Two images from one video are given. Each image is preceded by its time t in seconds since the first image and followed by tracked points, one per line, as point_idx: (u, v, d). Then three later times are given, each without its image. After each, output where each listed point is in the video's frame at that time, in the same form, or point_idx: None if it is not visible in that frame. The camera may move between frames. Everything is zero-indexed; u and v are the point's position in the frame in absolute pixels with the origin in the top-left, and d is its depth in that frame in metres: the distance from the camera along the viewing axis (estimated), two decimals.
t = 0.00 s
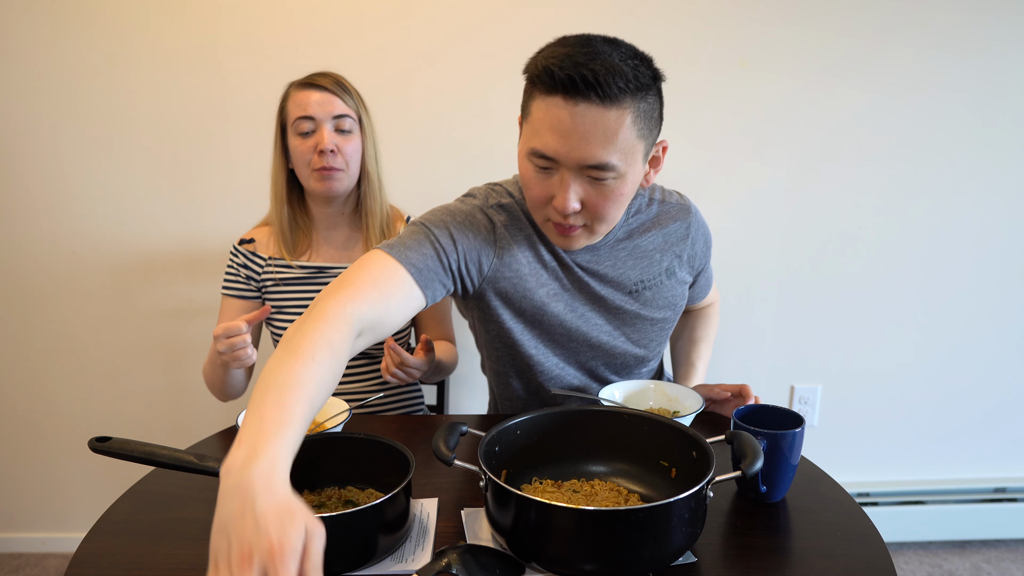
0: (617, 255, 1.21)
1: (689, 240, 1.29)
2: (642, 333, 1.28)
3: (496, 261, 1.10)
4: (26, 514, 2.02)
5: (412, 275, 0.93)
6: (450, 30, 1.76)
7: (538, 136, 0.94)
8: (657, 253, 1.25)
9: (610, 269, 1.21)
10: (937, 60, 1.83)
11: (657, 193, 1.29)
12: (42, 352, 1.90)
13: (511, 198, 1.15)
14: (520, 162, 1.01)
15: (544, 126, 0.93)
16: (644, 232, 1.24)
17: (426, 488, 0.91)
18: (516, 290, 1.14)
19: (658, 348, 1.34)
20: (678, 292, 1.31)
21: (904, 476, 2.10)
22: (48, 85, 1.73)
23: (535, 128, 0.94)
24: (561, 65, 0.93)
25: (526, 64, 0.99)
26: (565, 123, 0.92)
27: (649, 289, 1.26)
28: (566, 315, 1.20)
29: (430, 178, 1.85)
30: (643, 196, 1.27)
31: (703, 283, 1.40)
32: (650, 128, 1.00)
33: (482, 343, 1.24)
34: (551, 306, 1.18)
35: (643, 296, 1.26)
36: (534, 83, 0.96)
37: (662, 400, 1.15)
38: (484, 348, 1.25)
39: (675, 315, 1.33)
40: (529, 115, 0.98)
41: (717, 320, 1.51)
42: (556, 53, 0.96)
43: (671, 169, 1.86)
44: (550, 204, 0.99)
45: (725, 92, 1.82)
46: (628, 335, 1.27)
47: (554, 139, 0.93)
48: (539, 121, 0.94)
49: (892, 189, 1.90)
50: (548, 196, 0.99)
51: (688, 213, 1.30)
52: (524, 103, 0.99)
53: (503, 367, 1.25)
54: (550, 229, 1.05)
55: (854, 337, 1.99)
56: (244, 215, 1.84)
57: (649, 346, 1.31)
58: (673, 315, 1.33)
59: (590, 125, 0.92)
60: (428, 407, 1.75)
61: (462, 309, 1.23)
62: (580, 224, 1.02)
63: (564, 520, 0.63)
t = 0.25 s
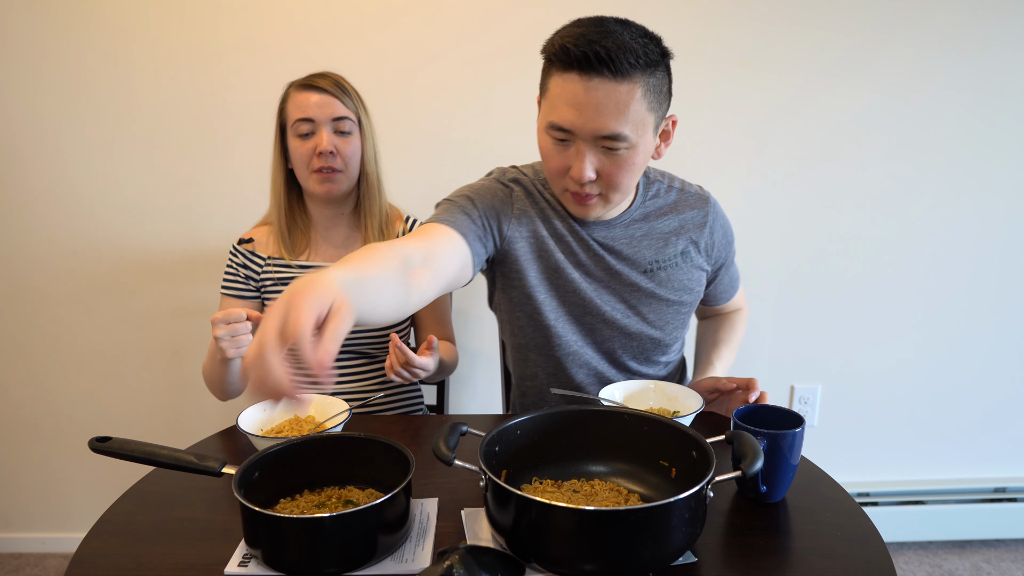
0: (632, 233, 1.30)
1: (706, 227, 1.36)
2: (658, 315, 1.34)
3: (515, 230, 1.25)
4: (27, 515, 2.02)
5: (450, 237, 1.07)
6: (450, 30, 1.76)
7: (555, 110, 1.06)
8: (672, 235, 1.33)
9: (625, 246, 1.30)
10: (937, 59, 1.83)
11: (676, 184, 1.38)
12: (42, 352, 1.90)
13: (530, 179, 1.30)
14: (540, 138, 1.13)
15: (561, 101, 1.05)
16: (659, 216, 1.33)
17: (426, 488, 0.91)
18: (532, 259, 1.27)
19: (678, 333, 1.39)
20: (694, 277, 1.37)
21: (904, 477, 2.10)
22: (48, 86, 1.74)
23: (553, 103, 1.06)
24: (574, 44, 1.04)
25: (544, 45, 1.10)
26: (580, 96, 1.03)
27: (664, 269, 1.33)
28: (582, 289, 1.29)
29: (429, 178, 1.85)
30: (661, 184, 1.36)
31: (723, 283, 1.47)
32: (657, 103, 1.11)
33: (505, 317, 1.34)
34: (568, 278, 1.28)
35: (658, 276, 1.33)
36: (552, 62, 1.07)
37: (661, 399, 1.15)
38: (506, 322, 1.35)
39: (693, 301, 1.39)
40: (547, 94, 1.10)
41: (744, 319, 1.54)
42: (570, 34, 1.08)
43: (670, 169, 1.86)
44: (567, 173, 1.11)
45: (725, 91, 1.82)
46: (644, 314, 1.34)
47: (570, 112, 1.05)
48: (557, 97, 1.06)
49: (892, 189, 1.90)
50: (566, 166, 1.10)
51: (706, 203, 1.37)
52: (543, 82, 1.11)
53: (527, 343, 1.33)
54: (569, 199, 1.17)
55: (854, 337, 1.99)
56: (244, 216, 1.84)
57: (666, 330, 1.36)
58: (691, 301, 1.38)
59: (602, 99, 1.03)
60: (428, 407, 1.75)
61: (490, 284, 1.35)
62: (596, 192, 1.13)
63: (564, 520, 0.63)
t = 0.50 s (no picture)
0: (651, 230, 1.36)
1: (726, 230, 1.39)
2: (674, 310, 1.37)
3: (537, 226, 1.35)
4: (27, 514, 2.02)
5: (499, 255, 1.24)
6: (450, 30, 1.76)
7: (570, 108, 1.15)
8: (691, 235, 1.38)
9: (643, 242, 1.35)
10: (937, 59, 1.83)
11: (700, 190, 1.42)
12: (42, 352, 1.90)
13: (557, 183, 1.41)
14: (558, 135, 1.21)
15: (574, 99, 1.14)
16: (677, 217, 1.38)
17: (426, 489, 0.91)
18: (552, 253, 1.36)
19: (696, 333, 1.41)
20: (712, 276, 1.39)
21: (904, 476, 2.10)
22: (48, 85, 1.73)
23: (568, 102, 1.15)
24: (585, 47, 1.14)
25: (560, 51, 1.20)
26: (592, 94, 1.12)
27: (680, 266, 1.37)
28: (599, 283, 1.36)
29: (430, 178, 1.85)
30: (684, 188, 1.41)
31: (750, 295, 1.46)
32: (664, 99, 1.19)
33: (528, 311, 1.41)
34: (585, 272, 1.35)
35: (674, 272, 1.37)
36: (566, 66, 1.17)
37: (661, 399, 1.15)
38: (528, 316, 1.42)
39: (712, 299, 1.41)
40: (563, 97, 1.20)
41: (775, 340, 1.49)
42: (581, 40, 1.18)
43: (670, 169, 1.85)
44: (584, 166, 1.18)
45: (725, 91, 1.82)
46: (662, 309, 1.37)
47: (583, 108, 1.13)
48: (571, 96, 1.14)
49: (891, 189, 1.90)
50: (583, 159, 1.17)
51: (728, 207, 1.40)
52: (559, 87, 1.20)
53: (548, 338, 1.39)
54: (586, 191, 1.23)
55: (853, 337, 1.99)
56: (245, 215, 1.83)
57: (684, 327, 1.39)
58: (709, 299, 1.41)
59: (612, 94, 1.12)
60: (428, 407, 1.75)
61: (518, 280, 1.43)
62: (612, 183, 1.19)
63: (564, 520, 0.63)
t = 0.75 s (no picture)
0: (659, 232, 1.38)
1: (734, 231, 1.39)
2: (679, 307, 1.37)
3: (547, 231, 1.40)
4: (27, 514, 2.02)
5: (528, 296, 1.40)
6: (450, 30, 1.76)
7: (585, 108, 1.17)
8: (699, 236, 1.38)
9: (649, 243, 1.37)
10: (937, 59, 1.83)
11: (711, 193, 1.43)
12: (42, 352, 1.90)
13: (569, 187, 1.46)
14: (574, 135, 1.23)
15: (588, 99, 1.16)
16: (684, 217, 1.39)
17: (425, 489, 0.91)
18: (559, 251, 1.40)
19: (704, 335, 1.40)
20: (719, 276, 1.39)
21: (904, 476, 2.10)
22: (48, 85, 1.74)
23: (583, 101, 1.17)
24: (598, 49, 1.16)
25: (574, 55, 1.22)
26: (605, 93, 1.14)
27: (686, 264, 1.38)
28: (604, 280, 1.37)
29: (429, 178, 1.85)
30: (694, 192, 1.42)
31: (757, 300, 1.44)
32: (675, 98, 1.20)
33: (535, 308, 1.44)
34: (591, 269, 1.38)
35: (680, 270, 1.37)
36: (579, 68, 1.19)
37: (661, 399, 1.15)
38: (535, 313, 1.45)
39: (718, 298, 1.40)
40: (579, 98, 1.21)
41: (779, 352, 1.44)
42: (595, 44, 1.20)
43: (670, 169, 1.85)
44: (599, 163, 1.19)
45: (725, 91, 1.82)
46: (669, 310, 1.37)
47: (596, 107, 1.15)
48: (586, 96, 1.17)
49: (892, 189, 1.90)
50: (598, 156, 1.19)
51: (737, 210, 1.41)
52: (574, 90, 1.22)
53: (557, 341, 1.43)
54: (601, 188, 1.24)
55: (854, 336, 1.99)
56: (244, 215, 1.83)
57: (689, 325, 1.38)
58: (715, 299, 1.40)
59: (624, 93, 1.14)
60: (428, 407, 1.75)
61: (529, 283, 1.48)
62: (625, 178, 1.20)
63: (564, 520, 0.63)
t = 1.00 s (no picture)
0: (654, 231, 1.38)
1: (728, 231, 1.39)
2: (673, 305, 1.37)
3: (544, 229, 1.41)
4: (27, 515, 2.02)
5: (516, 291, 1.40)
6: (450, 31, 1.76)
7: (587, 108, 1.17)
8: (694, 236, 1.39)
9: (645, 242, 1.37)
10: (937, 59, 1.83)
11: (707, 194, 1.43)
12: (43, 352, 1.90)
13: (567, 187, 1.46)
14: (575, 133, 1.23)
15: (591, 98, 1.16)
16: (679, 217, 1.39)
17: (426, 489, 0.91)
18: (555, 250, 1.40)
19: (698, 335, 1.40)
20: (712, 275, 1.39)
21: (904, 476, 2.10)
22: (48, 85, 1.73)
23: (586, 100, 1.17)
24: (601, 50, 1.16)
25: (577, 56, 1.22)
26: (608, 93, 1.14)
27: (681, 263, 1.38)
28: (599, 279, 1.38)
29: (430, 178, 1.85)
30: (690, 192, 1.42)
31: (748, 301, 1.43)
32: (675, 99, 1.20)
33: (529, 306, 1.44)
34: (586, 268, 1.38)
35: (675, 269, 1.38)
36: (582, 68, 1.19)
37: (662, 400, 1.15)
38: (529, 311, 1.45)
39: (711, 297, 1.40)
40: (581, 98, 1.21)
41: (768, 354, 1.41)
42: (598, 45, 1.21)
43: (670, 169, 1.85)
44: (601, 161, 1.19)
45: (725, 92, 1.82)
46: (663, 309, 1.37)
47: (599, 106, 1.15)
48: (588, 96, 1.17)
49: (892, 189, 1.90)
50: (600, 154, 1.19)
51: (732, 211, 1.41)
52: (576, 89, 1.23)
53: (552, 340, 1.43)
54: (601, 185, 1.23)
55: (854, 337, 1.99)
56: (244, 215, 1.83)
57: (683, 323, 1.38)
58: (709, 298, 1.40)
59: (627, 93, 1.14)
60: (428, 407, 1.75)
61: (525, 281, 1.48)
62: (626, 177, 1.20)
63: (564, 520, 0.63)
